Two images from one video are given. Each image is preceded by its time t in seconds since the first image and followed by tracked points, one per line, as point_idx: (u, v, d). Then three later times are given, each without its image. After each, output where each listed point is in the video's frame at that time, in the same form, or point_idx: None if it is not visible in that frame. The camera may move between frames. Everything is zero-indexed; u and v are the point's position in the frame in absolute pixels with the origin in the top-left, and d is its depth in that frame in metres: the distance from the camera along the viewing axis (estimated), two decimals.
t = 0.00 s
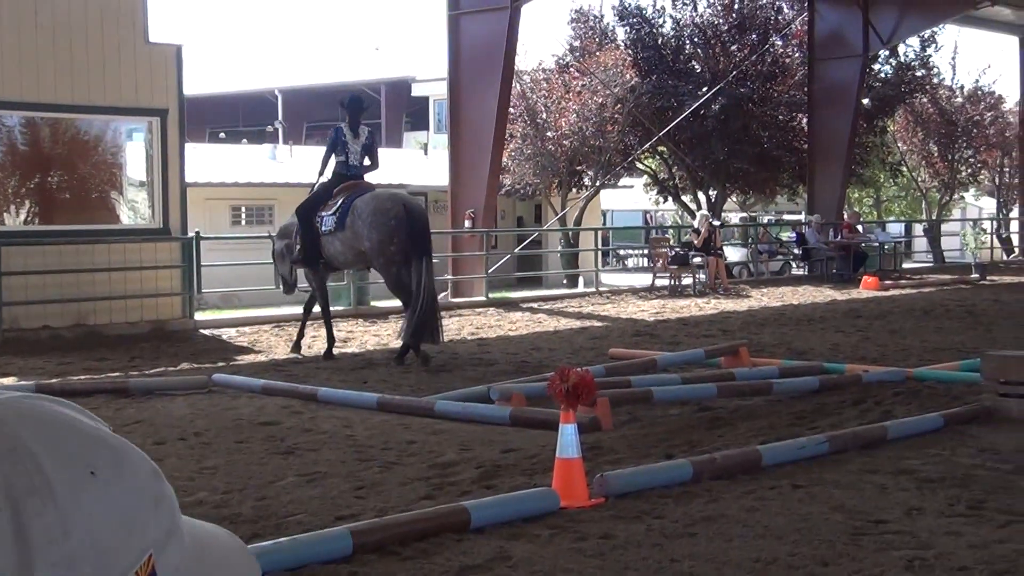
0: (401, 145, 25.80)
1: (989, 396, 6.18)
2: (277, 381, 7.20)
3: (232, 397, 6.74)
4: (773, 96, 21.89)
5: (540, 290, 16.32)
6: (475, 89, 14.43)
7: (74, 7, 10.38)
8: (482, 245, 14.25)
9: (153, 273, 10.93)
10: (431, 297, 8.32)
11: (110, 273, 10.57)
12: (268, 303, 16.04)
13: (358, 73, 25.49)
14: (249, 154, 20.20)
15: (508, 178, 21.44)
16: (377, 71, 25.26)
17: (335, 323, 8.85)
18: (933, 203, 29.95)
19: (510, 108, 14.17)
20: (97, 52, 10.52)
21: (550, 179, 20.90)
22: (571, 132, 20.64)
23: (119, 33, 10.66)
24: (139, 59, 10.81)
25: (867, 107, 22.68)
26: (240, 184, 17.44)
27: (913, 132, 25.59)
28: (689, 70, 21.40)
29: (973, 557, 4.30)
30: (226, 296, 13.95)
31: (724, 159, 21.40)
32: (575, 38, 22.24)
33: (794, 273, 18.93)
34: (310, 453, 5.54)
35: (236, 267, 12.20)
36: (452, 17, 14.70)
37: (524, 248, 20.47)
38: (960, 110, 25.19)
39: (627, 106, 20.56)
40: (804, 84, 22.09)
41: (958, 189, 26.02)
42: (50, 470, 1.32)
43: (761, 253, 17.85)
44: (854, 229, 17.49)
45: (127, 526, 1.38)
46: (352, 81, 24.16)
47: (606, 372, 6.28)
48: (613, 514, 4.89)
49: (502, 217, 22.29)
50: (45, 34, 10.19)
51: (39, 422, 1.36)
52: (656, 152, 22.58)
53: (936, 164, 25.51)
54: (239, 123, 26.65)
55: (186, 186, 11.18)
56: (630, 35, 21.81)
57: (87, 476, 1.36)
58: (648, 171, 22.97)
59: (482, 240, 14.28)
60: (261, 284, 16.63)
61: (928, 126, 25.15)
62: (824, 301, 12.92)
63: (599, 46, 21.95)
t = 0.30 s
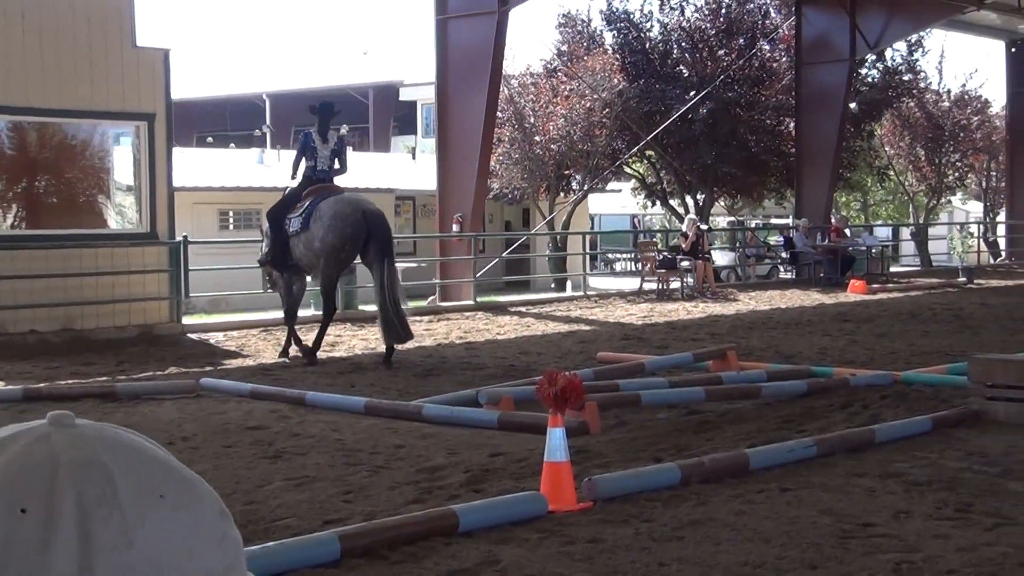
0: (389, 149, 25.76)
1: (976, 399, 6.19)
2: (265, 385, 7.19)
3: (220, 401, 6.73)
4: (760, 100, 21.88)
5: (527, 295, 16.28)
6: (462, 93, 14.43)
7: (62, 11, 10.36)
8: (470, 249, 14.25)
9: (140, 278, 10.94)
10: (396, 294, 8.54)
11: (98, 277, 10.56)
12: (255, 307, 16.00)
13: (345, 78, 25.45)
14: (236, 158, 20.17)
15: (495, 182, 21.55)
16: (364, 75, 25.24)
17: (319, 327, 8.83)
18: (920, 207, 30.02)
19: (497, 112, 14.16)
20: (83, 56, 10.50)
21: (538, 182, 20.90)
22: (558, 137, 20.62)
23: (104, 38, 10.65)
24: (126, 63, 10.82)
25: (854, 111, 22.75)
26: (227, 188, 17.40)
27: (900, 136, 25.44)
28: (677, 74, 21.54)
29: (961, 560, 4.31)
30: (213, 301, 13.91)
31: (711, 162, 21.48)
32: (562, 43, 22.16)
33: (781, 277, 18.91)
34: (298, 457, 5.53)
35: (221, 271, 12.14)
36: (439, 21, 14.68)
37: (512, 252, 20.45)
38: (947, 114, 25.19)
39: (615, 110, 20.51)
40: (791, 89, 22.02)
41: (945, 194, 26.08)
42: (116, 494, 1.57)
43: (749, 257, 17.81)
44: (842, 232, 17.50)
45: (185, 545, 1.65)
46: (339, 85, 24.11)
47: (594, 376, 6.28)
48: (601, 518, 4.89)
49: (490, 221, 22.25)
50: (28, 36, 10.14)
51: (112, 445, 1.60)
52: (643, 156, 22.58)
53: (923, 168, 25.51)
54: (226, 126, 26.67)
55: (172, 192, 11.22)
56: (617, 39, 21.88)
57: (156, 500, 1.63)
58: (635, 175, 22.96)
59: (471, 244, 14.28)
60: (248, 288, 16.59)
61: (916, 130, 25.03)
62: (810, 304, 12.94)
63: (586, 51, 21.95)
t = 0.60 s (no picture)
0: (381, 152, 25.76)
1: (967, 402, 6.20)
2: (257, 388, 7.19)
3: (211, 404, 6.73)
4: (752, 103, 21.95)
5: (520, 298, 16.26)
6: (454, 94, 14.44)
7: (53, 12, 10.36)
8: (462, 252, 14.28)
9: (131, 281, 10.91)
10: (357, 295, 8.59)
11: (89, 280, 10.54)
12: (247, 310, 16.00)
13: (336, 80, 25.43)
14: (228, 160, 20.18)
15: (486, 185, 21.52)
16: (356, 78, 25.28)
17: (304, 330, 8.85)
18: (912, 211, 30.04)
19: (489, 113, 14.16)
20: (75, 58, 10.48)
21: (530, 185, 20.78)
22: (550, 139, 20.54)
23: (97, 41, 10.64)
24: (118, 66, 10.80)
25: (846, 114, 22.77)
26: (219, 191, 17.42)
27: (891, 139, 25.51)
28: (669, 77, 21.57)
29: (952, 563, 4.31)
30: (204, 304, 13.90)
31: (702, 165, 21.51)
32: (554, 45, 22.02)
33: (773, 280, 18.91)
34: (290, 460, 5.53)
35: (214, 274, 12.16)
36: (431, 23, 14.67)
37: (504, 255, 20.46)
38: (938, 117, 25.18)
39: (606, 112, 20.65)
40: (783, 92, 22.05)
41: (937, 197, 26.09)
42: (182, 546, 1.67)
43: (740, 260, 17.76)
44: (833, 236, 17.48)
45: None
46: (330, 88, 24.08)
47: (585, 379, 6.28)
48: (593, 521, 4.89)
49: (481, 224, 22.29)
50: (20, 38, 10.13)
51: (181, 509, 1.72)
52: (635, 159, 22.60)
53: (914, 171, 25.52)
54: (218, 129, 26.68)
55: (165, 195, 11.17)
56: (609, 42, 21.85)
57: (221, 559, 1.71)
58: (627, 178, 22.94)
59: (462, 247, 14.30)
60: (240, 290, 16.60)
61: (906, 132, 25.16)
62: (801, 307, 12.95)
63: (577, 54, 21.90)
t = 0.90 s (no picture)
0: (368, 154, 25.74)
1: (953, 403, 6.21)
2: (243, 390, 7.18)
3: (198, 406, 6.71)
4: (740, 104, 21.95)
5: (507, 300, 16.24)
6: (442, 95, 14.42)
7: (38, 13, 10.31)
8: (449, 254, 14.29)
9: (118, 283, 10.90)
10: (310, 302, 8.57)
11: (76, 282, 10.51)
12: (234, 312, 15.97)
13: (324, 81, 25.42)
14: (215, 162, 20.14)
15: (474, 187, 21.55)
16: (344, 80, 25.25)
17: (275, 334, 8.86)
18: (899, 212, 30.09)
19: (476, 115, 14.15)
20: (61, 60, 10.45)
21: (517, 186, 20.62)
22: (538, 141, 20.32)
23: (84, 42, 10.61)
24: (104, 68, 10.78)
25: (833, 116, 22.76)
26: (205, 193, 17.39)
27: (877, 141, 25.55)
28: (656, 78, 21.53)
29: (939, 564, 4.32)
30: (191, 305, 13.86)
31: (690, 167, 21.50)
32: (542, 48, 22.20)
33: (760, 282, 18.91)
34: (277, 462, 5.52)
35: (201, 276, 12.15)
36: (418, 25, 14.67)
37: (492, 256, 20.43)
38: (925, 119, 25.21)
39: (593, 114, 20.42)
40: (769, 93, 22.09)
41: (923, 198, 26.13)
42: None
43: (727, 261, 17.76)
44: (820, 237, 17.49)
45: None
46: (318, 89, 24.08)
47: (573, 380, 6.28)
48: (580, 522, 4.89)
49: (468, 225, 22.28)
50: (6, 39, 10.10)
51: None
52: (622, 161, 22.61)
53: (900, 172, 25.56)
54: (205, 130, 26.64)
55: (151, 196, 11.17)
56: (596, 44, 21.93)
57: None
58: (614, 180, 22.95)
59: (449, 249, 14.30)
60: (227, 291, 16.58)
61: (893, 134, 25.11)
62: (789, 309, 12.96)
63: (565, 56, 21.90)
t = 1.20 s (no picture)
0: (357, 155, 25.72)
1: (942, 403, 6.22)
2: (233, 392, 7.18)
3: (187, 408, 6.71)
4: (727, 105, 21.89)
5: (497, 301, 16.22)
6: (432, 97, 14.42)
7: (27, 14, 10.30)
8: (439, 254, 14.31)
9: (106, 284, 10.89)
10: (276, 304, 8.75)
11: (64, 283, 10.49)
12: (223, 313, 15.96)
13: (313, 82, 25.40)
14: (203, 163, 20.12)
15: (463, 187, 21.55)
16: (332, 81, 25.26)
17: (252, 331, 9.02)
18: (889, 212, 30.13)
19: (466, 116, 14.14)
20: (49, 62, 10.43)
21: (506, 187, 20.76)
22: (526, 142, 20.39)
23: (71, 44, 10.60)
24: (92, 69, 10.77)
25: (821, 116, 22.74)
26: (194, 194, 17.39)
27: (866, 141, 25.56)
28: (645, 79, 21.54)
29: (928, 564, 4.33)
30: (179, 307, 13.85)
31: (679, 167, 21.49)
32: (530, 48, 22.09)
33: (750, 282, 18.91)
34: (266, 463, 5.53)
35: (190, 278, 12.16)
36: (407, 26, 14.66)
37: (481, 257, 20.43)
38: (914, 119, 25.21)
39: (583, 115, 20.56)
40: (758, 94, 22.07)
41: (912, 198, 26.16)
42: None
43: (717, 262, 17.75)
44: (809, 238, 17.49)
45: None
46: (306, 90, 24.07)
47: (563, 381, 6.28)
48: (570, 523, 4.90)
49: (457, 226, 22.29)
50: None
51: None
52: (611, 162, 22.63)
53: (889, 172, 25.58)
54: (193, 132, 26.63)
55: (140, 198, 11.17)
56: (585, 44, 21.89)
57: None
58: (604, 180, 22.96)
59: (438, 249, 14.31)
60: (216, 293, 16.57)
61: (882, 135, 25.12)
62: (778, 309, 12.98)
63: (554, 56, 21.82)
